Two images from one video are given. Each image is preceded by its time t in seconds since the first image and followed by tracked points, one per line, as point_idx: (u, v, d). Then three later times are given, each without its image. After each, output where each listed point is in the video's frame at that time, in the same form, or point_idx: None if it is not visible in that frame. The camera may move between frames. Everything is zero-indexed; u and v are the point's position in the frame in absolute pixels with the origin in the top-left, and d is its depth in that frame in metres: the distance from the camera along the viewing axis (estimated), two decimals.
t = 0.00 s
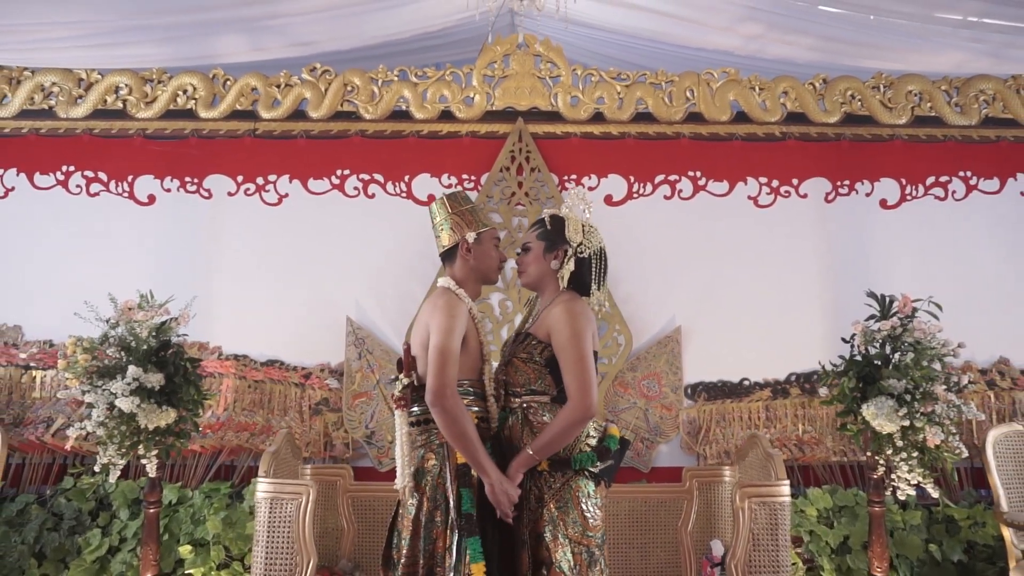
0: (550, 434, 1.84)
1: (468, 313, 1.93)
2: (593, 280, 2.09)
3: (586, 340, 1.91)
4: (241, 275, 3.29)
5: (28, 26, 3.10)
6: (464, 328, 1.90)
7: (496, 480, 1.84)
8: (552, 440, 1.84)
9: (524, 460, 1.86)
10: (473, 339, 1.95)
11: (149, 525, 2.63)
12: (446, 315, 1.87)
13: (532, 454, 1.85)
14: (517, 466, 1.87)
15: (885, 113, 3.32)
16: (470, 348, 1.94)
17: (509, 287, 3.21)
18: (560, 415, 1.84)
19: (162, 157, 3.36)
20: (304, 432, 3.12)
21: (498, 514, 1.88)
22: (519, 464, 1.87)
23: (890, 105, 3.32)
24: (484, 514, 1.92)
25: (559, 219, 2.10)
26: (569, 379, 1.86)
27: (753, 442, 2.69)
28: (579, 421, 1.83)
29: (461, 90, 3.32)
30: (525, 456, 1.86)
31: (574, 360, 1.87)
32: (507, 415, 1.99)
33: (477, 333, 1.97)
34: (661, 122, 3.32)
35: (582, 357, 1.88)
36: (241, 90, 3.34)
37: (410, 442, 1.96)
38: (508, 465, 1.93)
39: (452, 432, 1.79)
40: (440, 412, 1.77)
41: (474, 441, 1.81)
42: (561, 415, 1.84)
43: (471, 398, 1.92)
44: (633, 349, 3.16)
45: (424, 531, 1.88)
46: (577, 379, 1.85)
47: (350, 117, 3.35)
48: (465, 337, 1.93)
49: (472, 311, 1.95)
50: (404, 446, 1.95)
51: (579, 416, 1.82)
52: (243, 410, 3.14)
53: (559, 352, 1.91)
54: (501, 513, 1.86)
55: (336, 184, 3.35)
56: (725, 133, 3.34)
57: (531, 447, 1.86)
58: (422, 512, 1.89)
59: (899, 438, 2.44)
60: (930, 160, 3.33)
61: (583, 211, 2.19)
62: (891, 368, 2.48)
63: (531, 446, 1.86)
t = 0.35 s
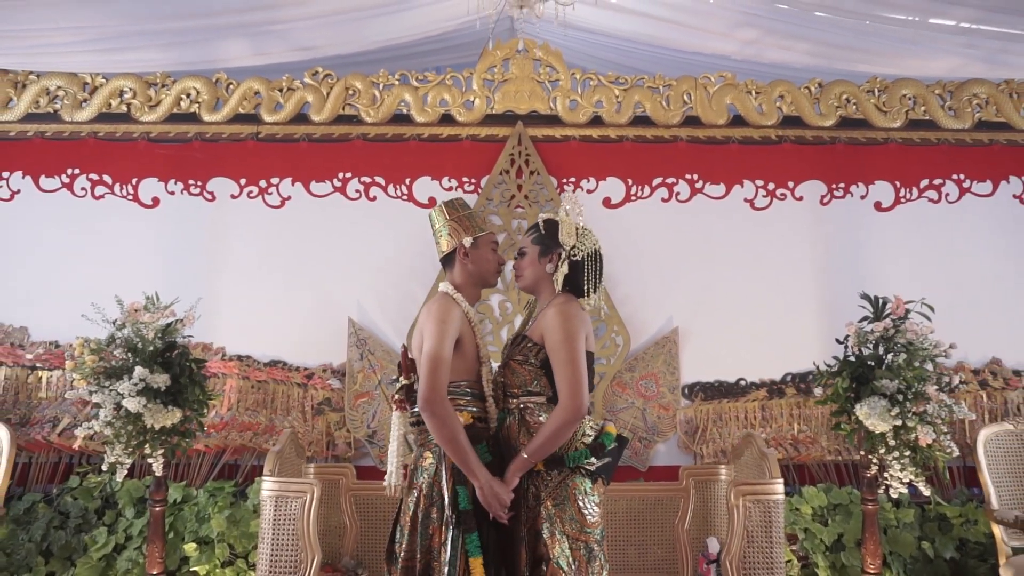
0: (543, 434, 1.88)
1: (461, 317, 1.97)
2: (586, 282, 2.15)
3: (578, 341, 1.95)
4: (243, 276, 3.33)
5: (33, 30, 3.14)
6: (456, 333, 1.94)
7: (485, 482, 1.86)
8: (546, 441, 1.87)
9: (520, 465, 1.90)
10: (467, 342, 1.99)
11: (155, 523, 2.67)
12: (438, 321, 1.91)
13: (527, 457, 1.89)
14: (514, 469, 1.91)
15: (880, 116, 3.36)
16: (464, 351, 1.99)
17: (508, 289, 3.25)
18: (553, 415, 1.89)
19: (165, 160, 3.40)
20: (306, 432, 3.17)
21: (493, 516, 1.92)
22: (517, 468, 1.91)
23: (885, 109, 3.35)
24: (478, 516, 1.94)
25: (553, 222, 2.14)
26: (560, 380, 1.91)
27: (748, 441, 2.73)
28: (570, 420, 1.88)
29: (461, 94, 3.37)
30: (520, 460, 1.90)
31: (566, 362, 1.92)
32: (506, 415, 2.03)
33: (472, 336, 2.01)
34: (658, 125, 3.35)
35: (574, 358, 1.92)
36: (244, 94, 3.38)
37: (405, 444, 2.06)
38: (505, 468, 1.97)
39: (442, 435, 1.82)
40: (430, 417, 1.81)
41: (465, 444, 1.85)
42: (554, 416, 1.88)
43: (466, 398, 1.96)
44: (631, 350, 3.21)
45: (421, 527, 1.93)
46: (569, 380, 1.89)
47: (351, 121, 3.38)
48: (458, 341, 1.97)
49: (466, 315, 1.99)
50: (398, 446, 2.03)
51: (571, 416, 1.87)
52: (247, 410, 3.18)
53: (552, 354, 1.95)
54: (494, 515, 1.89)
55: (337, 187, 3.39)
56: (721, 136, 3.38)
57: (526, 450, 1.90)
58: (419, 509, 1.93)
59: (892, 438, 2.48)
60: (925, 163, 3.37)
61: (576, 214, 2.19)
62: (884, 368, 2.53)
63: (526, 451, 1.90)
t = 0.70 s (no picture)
0: (542, 436, 1.92)
1: (466, 321, 2.01)
2: (584, 284, 2.19)
3: (576, 343, 2.00)
4: (247, 278, 3.38)
5: (39, 36, 3.18)
6: (462, 336, 1.98)
7: (487, 483, 1.91)
8: (545, 442, 1.92)
9: (520, 467, 1.95)
10: (473, 344, 2.03)
11: (160, 522, 2.72)
12: (444, 325, 1.96)
13: (527, 458, 1.94)
14: (515, 471, 1.95)
15: (875, 120, 3.39)
16: (471, 353, 2.03)
17: (508, 291, 3.30)
18: (551, 417, 1.93)
19: (169, 163, 3.45)
20: (309, 431, 3.21)
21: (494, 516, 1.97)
22: (517, 470, 1.95)
23: (880, 113, 3.38)
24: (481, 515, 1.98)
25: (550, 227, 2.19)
26: (558, 383, 1.95)
27: (743, 440, 2.78)
28: (568, 422, 1.92)
29: (461, 98, 3.39)
30: (520, 462, 1.95)
31: (564, 365, 1.96)
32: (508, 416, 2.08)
33: (478, 339, 2.05)
34: (656, 129, 3.39)
35: (572, 361, 1.97)
36: (246, 98, 3.41)
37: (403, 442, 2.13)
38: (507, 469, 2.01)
39: (446, 436, 1.87)
40: (436, 418, 1.86)
41: (469, 446, 1.89)
42: (553, 417, 1.92)
43: (468, 398, 2.00)
44: (629, 351, 3.25)
45: (428, 525, 1.97)
46: (567, 382, 1.94)
47: (353, 124, 3.42)
48: (464, 344, 2.01)
49: (471, 318, 2.03)
50: (400, 444, 2.11)
51: (569, 418, 1.91)
52: (250, 410, 3.22)
53: (551, 357, 2.00)
54: (494, 515, 1.94)
55: (339, 191, 3.44)
56: (718, 140, 3.42)
57: (525, 451, 1.95)
58: (424, 507, 1.98)
59: (885, 437, 2.53)
60: (918, 167, 3.42)
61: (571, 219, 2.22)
62: (876, 369, 2.57)
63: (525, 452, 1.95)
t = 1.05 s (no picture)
0: (544, 435, 1.97)
1: (469, 323, 2.06)
2: (584, 288, 2.22)
3: (576, 345, 2.04)
4: (249, 280, 3.42)
5: (50, 41, 3.27)
6: (465, 339, 2.03)
7: (490, 481, 1.95)
8: (546, 442, 1.97)
9: (520, 466, 1.99)
10: (475, 347, 2.08)
11: (165, 520, 2.76)
12: (448, 327, 2.01)
13: (528, 458, 1.98)
14: (515, 470, 1.99)
15: (868, 124, 3.44)
16: (473, 355, 2.07)
17: (507, 293, 3.34)
18: (552, 418, 1.98)
19: (173, 167, 3.49)
20: (311, 431, 3.26)
21: (495, 513, 2.01)
22: (517, 469, 1.99)
23: (873, 116, 3.44)
24: (482, 513, 2.03)
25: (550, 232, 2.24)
26: (559, 384, 2.00)
27: (737, 439, 2.83)
28: (568, 422, 1.96)
29: (461, 102, 3.45)
30: (521, 461, 1.99)
31: (564, 367, 2.01)
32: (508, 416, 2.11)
33: (480, 342, 2.09)
34: (653, 133, 3.45)
35: (572, 363, 2.01)
36: (249, 102, 3.46)
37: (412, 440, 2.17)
38: (508, 469, 2.05)
39: (451, 436, 1.92)
40: (441, 417, 1.91)
41: (473, 445, 1.94)
42: (553, 418, 1.97)
43: (470, 399, 2.05)
44: (626, 351, 3.30)
45: (430, 522, 2.02)
46: (567, 383, 1.99)
47: (354, 129, 3.47)
48: (466, 346, 2.06)
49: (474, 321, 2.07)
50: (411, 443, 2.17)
51: (569, 418, 1.96)
52: (252, 411, 3.27)
53: (551, 359, 2.05)
54: (497, 513, 1.98)
55: (341, 194, 3.48)
56: (714, 143, 3.46)
57: (526, 451, 1.99)
58: (427, 504, 2.02)
59: (877, 437, 2.58)
60: (912, 171, 3.46)
61: (569, 223, 2.25)
62: (868, 369, 2.62)
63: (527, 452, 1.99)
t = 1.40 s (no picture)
0: (539, 436, 2.01)
1: (468, 326, 2.10)
2: (581, 291, 2.26)
3: (572, 348, 2.09)
4: (250, 282, 3.47)
5: (55, 47, 3.33)
6: (464, 340, 2.08)
7: (487, 479, 2.00)
8: (541, 442, 2.01)
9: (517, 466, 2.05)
10: (473, 349, 2.13)
11: (170, 519, 2.82)
12: (447, 329, 2.05)
13: (524, 457, 2.03)
14: (511, 468, 2.05)
15: (862, 128, 3.49)
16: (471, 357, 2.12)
17: (505, 295, 3.39)
18: (547, 419, 2.02)
19: (175, 170, 3.53)
20: (312, 431, 3.31)
21: (491, 511, 2.06)
22: (512, 468, 2.04)
23: (867, 121, 3.48)
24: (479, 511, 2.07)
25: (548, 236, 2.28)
26: (555, 385, 2.05)
27: (731, 439, 2.88)
28: (564, 423, 2.01)
29: (460, 106, 3.49)
30: (517, 460, 2.04)
31: (560, 369, 2.06)
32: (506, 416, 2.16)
33: (477, 344, 2.14)
34: (649, 136, 3.49)
35: (568, 365, 2.06)
36: (250, 106, 3.50)
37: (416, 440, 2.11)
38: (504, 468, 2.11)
39: (449, 435, 1.96)
40: (440, 416, 1.96)
41: (470, 445, 1.99)
42: (549, 419, 2.02)
43: (468, 400, 2.10)
44: (622, 352, 3.35)
45: (426, 519, 2.08)
46: (562, 386, 2.03)
47: (354, 132, 3.52)
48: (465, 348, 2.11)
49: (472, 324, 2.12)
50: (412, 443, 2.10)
51: (565, 419, 2.00)
52: (254, 411, 3.32)
53: (548, 362, 2.09)
54: (493, 510, 2.03)
55: (341, 197, 3.53)
56: (709, 147, 3.51)
57: (522, 451, 2.04)
58: (423, 502, 2.09)
59: (868, 436, 2.63)
60: (904, 174, 3.52)
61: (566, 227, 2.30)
62: (860, 370, 2.67)
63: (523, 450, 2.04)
